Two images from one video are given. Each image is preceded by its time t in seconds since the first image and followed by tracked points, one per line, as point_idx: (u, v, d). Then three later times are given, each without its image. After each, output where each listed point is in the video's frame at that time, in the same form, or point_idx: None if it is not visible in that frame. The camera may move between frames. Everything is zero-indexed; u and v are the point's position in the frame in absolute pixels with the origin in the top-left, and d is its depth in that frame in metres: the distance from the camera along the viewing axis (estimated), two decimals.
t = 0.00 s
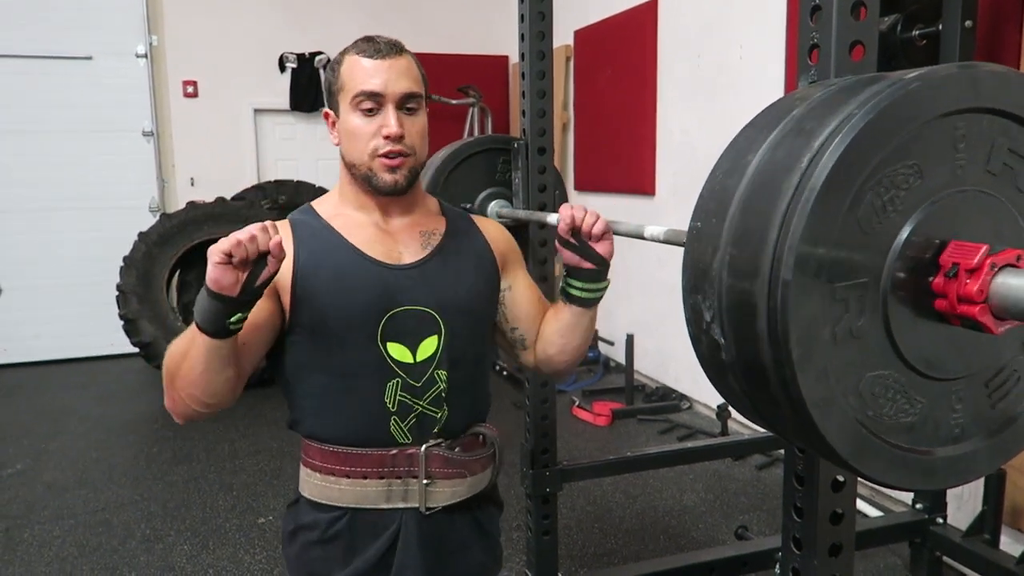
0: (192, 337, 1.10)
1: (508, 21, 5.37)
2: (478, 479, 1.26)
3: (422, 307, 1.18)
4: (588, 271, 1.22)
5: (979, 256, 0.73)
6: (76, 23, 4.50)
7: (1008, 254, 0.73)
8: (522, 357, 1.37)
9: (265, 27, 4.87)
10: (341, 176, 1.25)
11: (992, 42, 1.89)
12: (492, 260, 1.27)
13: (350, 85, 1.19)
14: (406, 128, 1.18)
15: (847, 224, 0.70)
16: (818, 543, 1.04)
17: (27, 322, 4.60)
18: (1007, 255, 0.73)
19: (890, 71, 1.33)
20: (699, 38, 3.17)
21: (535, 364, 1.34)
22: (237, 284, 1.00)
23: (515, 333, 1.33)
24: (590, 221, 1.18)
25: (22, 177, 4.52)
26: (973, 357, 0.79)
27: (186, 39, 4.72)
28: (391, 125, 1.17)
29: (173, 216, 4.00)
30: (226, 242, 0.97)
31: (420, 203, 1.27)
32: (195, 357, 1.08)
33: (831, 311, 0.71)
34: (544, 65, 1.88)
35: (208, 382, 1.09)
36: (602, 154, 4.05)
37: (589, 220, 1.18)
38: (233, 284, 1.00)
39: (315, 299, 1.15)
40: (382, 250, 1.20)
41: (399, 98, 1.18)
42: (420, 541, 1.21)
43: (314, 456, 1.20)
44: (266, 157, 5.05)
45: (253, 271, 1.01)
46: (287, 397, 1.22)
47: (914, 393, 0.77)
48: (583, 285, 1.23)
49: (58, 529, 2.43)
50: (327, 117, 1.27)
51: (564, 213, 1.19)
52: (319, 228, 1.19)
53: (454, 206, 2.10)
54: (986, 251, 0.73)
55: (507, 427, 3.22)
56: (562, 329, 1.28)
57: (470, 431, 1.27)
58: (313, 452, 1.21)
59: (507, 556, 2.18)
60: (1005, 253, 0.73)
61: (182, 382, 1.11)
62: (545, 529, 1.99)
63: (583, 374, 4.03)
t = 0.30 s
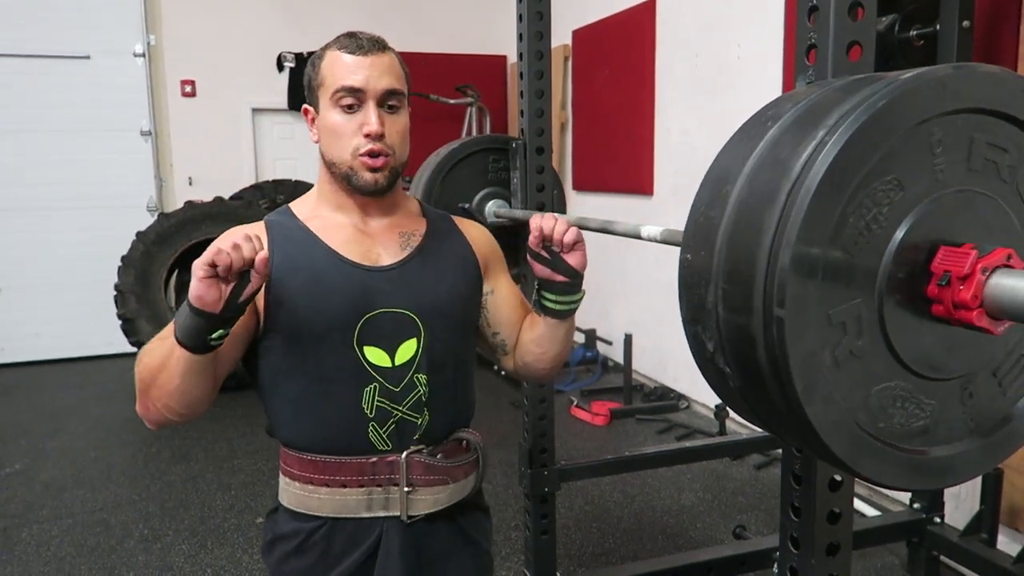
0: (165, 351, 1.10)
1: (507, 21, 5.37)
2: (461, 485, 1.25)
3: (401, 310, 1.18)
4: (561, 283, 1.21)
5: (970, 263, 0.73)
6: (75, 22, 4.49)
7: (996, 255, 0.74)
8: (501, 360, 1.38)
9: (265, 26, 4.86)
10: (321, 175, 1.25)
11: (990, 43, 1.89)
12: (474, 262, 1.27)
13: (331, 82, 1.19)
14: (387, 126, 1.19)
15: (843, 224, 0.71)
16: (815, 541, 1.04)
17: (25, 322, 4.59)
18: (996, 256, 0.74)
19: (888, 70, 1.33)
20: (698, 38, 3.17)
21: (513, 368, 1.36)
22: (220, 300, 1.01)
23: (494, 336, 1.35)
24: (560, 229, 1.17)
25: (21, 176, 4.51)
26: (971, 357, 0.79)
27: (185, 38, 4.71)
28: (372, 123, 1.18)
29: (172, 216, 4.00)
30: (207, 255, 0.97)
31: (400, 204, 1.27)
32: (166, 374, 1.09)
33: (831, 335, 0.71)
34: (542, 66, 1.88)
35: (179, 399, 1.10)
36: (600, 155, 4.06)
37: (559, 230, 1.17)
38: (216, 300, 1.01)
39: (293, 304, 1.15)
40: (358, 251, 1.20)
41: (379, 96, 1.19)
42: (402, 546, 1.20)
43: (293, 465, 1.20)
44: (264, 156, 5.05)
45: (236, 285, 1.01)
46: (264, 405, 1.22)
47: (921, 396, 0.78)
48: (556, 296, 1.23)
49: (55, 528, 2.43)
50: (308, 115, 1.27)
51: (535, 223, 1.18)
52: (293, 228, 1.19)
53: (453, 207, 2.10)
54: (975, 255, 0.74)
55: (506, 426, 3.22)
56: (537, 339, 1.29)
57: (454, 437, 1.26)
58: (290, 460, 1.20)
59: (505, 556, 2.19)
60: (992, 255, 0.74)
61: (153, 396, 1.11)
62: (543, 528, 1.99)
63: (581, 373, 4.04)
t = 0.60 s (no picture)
0: (168, 355, 1.10)
1: (507, 21, 5.37)
2: (473, 485, 1.25)
3: (408, 309, 1.18)
4: (565, 274, 1.21)
5: (962, 273, 0.74)
6: (75, 22, 4.50)
7: (984, 260, 0.74)
8: (511, 361, 1.38)
9: (265, 26, 4.86)
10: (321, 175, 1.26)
11: (990, 43, 1.89)
12: (479, 260, 1.27)
13: (329, 78, 1.21)
14: (385, 120, 1.20)
15: (839, 226, 0.71)
16: (813, 542, 1.05)
17: (25, 321, 4.60)
18: (985, 260, 0.74)
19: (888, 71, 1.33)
20: (698, 38, 3.18)
21: (524, 369, 1.35)
22: (214, 295, 1.01)
23: (503, 337, 1.35)
24: (564, 222, 1.17)
25: (20, 175, 4.52)
26: (970, 360, 0.80)
27: (185, 38, 4.71)
28: (370, 114, 1.18)
29: (173, 215, 4.00)
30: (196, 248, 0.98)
31: (403, 202, 1.28)
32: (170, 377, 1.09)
33: (829, 355, 0.73)
34: (542, 66, 1.88)
35: (184, 402, 1.11)
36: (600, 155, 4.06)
37: (563, 222, 1.17)
38: (209, 296, 1.01)
39: (298, 304, 1.15)
40: (362, 249, 1.20)
41: (377, 90, 1.20)
42: (415, 548, 1.21)
43: (302, 468, 1.20)
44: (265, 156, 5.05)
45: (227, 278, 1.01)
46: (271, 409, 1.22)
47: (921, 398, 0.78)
48: (560, 289, 1.23)
49: (55, 528, 2.43)
50: (307, 116, 1.29)
51: (538, 215, 1.19)
52: (296, 231, 1.20)
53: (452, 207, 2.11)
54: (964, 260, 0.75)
55: (506, 426, 3.23)
56: (546, 337, 1.29)
57: (464, 437, 1.26)
58: (300, 463, 1.20)
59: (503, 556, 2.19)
60: (981, 260, 0.74)
61: (159, 400, 1.12)
62: (543, 528, 2.00)
63: (581, 373, 4.05)
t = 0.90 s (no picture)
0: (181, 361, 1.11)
1: (507, 21, 5.37)
2: (484, 489, 1.25)
3: (418, 313, 1.19)
4: (570, 278, 1.22)
5: (951, 282, 0.73)
6: (75, 23, 4.50)
7: (970, 266, 0.74)
8: (519, 365, 1.38)
9: (264, 26, 4.87)
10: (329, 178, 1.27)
11: (989, 44, 1.90)
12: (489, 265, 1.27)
13: (332, 79, 1.24)
14: (387, 112, 1.21)
15: (834, 226, 0.71)
16: (811, 541, 1.06)
17: (25, 322, 4.60)
18: (970, 266, 0.73)
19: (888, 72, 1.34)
20: (698, 39, 3.18)
21: (533, 373, 1.36)
22: (228, 299, 1.01)
23: (511, 341, 1.35)
24: (567, 226, 1.17)
25: (20, 176, 4.52)
26: (966, 361, 0.80)
27: (185, 38, 4.72)
28: (372, 107, 1.20)
29: (173, 216, 4.00)
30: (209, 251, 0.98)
31: (411, 205, 1.29)
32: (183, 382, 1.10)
33: (823, 357, 0.73)
34: (541, 68, 1.89)
35: (199, 407, 1.11)
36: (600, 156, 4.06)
37: (567, 227, 1.18)
38: (224, 300, 1.02)
39: (311, 307, 1.15)
40: (372, 251, 1.21)
41: (378, 84, 1.22)
42: (426, 551, 1.20)
43: (313, 471, 1.20)
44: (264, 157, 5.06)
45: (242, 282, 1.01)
46: (281, 410, 1.23)
47: (916, 398, 0.79)
48: (566, 292, 1.24)
49: (55, 528, 2.43)
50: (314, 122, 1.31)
51: (542, 220, 1.19)
52: (307, 235, 1.20)
53: (451, 208, 2.11)
54: (948, 269, 0.74)
55: (505, 426, 3.23)
56: (555, 342, 1.29)
57: (475, 440, 1.26)
58: (310, 466, 1.20)
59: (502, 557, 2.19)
60: (966, 266, 0.74)
61: (172, 405, 1.13)
62: (542, 528, 2.00)
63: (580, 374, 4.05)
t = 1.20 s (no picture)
0: (190, 371, 1.10)
1: (507, 22, 5.37)
2: (489, 490, 1.25)
3: (422, 316, 1.19)
4: (577, 283, 1.23)
5: (943, 293, 0.73)
6: (74, 25, 4.51)
7: (959, 272, 0.73)
8: (522, 366, 1.38)
9: (264, 27, 4.87)
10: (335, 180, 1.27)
11: (986, 44, 1.90)
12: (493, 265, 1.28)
13: (343, 80, 1.23)
14: (401, 116, 1.21)
15: (828, 227, 0.72)
16: (809, 540, 1.06)
17: (25, 323, 4.60)
18: (959, 272, 0.73)
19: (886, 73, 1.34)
20: (698, 39, 3.18)
21: (535, 373, 1.36)
22: (243, 311, 1.02)
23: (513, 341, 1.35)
24: (575, 230, 1.18)
25: (19, 178, 4.52)
26: (961, 361, 0.81)
27: (185, 39, 4.72)
28: (387, 111, 1.20)
29: (172, 217, 4.01)
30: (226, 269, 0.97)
31: (414, 206, 1.29)
32: (196, 387, 1.10)
33: (818, 359, 0.73)
34: (540, 69, 1.89)
35: (207, 409, 1.11)
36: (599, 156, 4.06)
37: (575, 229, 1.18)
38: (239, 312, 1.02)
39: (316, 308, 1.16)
40: (377, 253, 1.21)
41: (392, 87, 1.23)
42: (432, 551, 1.21)
43: (318, 472, 1.20)
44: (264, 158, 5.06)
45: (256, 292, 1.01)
46: (286, 411, 1.23)
47: (911, 398, 0.79)
48: (571, 296, 1.24)
49: (54, 529, 2.44)
50: (319, 122, 1.30)
51: (551, 224, 1.20)
52: (311, 235, 1.20)
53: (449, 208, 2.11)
54: (937, 280, 0.73)
55: (504, 427, 3.23)
56: (557, 344, 1.29)
57: (479, 440, 1.27)
58: (316, 467, 1.20)
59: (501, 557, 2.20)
60: (954, 272, 0.73)
61: (182, 408, 1.13)
62: (542, 529, 2.00)
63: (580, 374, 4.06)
